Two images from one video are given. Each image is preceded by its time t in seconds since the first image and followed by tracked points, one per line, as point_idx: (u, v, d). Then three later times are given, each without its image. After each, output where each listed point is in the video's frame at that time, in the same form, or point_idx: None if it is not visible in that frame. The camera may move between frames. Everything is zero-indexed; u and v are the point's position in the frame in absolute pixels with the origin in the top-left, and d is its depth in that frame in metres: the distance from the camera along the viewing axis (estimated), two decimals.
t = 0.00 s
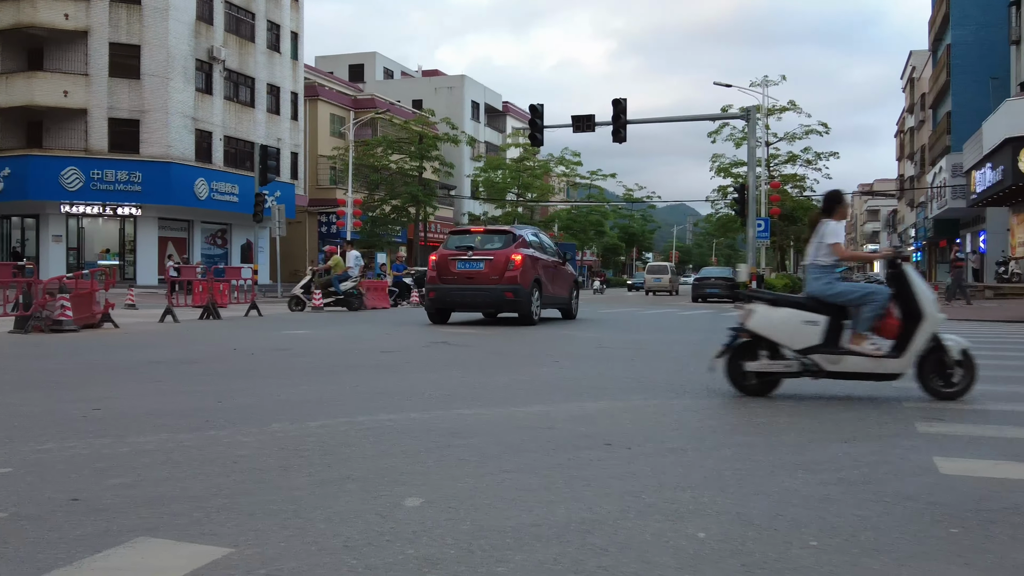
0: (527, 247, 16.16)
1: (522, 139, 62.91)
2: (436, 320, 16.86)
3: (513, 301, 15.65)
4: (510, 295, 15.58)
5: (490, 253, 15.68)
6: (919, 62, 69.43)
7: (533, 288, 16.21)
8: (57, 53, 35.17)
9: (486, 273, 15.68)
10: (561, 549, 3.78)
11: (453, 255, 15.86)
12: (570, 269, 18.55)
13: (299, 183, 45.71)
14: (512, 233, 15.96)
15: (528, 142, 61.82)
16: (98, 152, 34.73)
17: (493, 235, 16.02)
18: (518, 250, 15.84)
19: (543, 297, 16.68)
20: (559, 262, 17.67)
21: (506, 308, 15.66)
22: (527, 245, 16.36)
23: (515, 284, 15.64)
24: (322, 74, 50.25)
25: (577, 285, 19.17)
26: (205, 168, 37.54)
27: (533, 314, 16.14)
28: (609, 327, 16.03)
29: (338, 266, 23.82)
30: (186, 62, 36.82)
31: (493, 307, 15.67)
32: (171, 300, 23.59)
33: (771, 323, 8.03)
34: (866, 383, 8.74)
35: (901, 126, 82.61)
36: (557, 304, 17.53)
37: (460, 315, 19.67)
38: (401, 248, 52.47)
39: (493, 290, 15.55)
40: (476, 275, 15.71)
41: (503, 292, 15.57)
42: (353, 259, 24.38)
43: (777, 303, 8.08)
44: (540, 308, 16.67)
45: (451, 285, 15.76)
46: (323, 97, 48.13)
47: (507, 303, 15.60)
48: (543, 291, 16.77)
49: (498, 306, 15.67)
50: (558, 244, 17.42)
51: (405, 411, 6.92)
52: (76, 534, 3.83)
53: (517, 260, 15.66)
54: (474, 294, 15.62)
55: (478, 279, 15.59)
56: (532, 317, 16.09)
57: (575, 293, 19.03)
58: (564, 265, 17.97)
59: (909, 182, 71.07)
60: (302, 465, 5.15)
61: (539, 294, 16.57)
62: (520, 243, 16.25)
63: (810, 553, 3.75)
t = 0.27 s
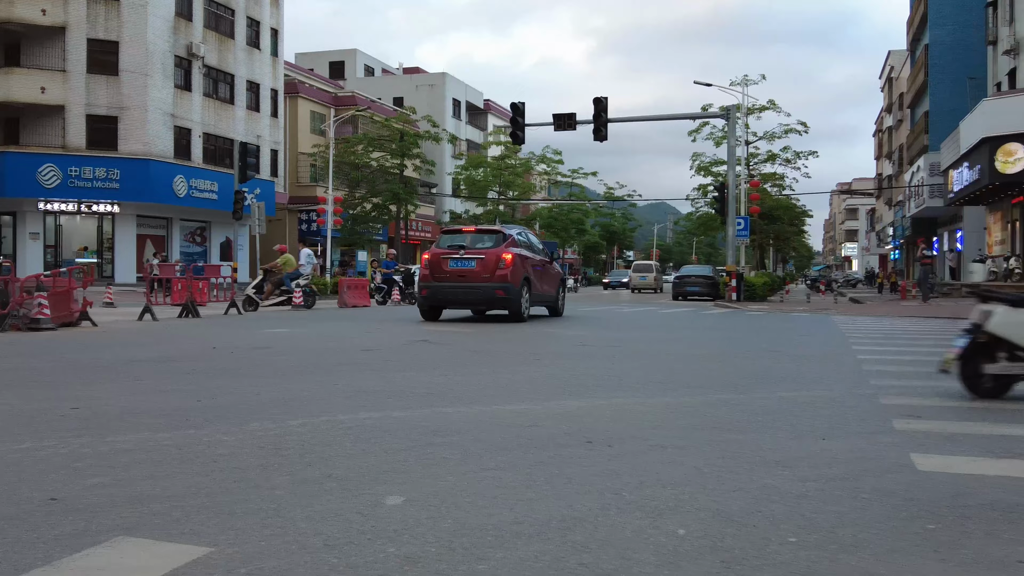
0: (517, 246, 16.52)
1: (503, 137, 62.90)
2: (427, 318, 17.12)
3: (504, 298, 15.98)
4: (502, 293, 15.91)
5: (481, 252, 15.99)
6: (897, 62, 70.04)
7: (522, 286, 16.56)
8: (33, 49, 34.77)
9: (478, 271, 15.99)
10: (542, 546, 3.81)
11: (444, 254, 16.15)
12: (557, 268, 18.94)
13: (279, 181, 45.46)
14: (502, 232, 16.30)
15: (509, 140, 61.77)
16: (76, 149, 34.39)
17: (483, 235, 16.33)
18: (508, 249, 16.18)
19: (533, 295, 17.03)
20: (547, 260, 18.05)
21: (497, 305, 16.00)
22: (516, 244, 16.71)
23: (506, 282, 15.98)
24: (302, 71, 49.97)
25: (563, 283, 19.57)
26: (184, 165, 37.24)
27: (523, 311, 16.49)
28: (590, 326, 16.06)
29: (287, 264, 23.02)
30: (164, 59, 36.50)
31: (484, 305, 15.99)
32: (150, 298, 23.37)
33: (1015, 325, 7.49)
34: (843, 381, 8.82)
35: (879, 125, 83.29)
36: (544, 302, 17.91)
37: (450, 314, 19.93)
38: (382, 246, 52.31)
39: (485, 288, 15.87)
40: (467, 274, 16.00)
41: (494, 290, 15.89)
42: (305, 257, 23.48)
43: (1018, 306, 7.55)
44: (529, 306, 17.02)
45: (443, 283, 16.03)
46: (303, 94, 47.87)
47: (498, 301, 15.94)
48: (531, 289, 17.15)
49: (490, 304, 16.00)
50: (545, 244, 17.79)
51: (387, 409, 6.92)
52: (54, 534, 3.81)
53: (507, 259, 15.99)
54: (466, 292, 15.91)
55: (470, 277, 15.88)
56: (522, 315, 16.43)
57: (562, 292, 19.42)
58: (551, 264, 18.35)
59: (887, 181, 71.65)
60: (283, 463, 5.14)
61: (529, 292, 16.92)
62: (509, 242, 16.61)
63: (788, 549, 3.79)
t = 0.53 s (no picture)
0: (508, 245, 17.16)
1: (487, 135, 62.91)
2: (421, 313, 17.74)
3: (496, 296, 16.65)
4: (493, 291, 16.57)
5: (473, 252, 16.61)
6: (879, 62, 70.55)
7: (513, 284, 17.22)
8: (13, 45, 34.41)
9: (471, 270, 16.62)
10: (527, 544, 3.82)
11: (438, 253, 16.75)
12: (545, 266, 19.61)
13: (262, 178, 45.24)
14: (493, 232, 16.93)
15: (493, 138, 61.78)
16: (57, 145, 34.08)
17: (475, 235, 16.94)
18: (499, 248, 16.81)
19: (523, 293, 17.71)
20: (536, 258, 18.70)
21: (489, 303, 16.66)
22: (507, 243, 17.35)
23: (498, 281, 16.64)
24: (285, 68, 49.75)
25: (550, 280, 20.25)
26: (166, 162, 36.97)
27: (513, 309, 17.17)
28: (573, 324, 16.09)
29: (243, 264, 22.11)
30: (146, 56, 36.24)
31: (476, 302, 16.63)
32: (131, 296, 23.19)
33: None
34: (825, 378, 8.91)
35: (861, 123, 83.91)
36: (533, 299, 18.58)
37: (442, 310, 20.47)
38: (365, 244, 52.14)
39: (477, 286, 16.51)
40: (460, 272, 16.62)
41: (486, 288, 16.55)
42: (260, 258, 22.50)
43: None
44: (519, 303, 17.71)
45: (437, 281, 16.65)
46: (286, 91, 47.66)
47: (490, 298, 16.59)
48: (521, 286, 17.78)
49: (482, 301, 16.63)
50: (534, 243, 18.45)
51: (370, 408, 6.93)
52: (35, 535, 3.78)
53: (499, 258, 16.63)
54: (458, 290, 16.53)
55: (463, 275, 16.50)
56: (513, 312, 17.12)
57: (550, 288, 20.09)
58: (540, 262, 19.01)
59: (869, 180, 72.20)
60: (265, 463, 5.14)
61: (519, 290, 17.59)
62: (500, 241, 17.22)
63: (771, 546, 3.83)
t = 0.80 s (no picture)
0: (499, 244, 17.44)
1: (472, 133, 62.87)
2: (413, 311, 17.99)
3: (488, 295, 16.93)
4: (485, 289, 16.85)
5: (466, 251, 16.87)
6: (861, 62, 71.08)
7: (504, 283, 17.51)
8: None
9: (463, 269, 16.89)
10: (512, 540, 3.85)
11: (431, 252, 17.00)
12: (535, 264, 19.91)
13: (245, 176, 45.01)
14: (485, 232, 17.20)
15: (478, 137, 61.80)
16: (38, 143, 33.79)
17: (468, 234, 17.20)
18: (491, 248, 17.09)
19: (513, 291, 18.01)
20: (526, 257, 19.02)
21: (480, 301, 16.94)
22: (499, 242, 17.63)
23: (490, 279, 16.92)
24: (269, 65, 49.53)
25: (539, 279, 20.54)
26: (148, 160, 36.71)
27: (504, 307, 17.46)
28: (557, 322, 16.13)
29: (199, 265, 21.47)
30: (129, 53, 35.96)
31: (468, 300, 16.90)
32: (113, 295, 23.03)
33: None
34: (807, 375, 8.99)
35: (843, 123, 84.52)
36: (523, 298, 18.88)
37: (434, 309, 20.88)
38: (349, 243, 51.97)
39: (469, 285, 16.77)
40: (453, 271, 16.89)
41: (478, 286, 16.82)
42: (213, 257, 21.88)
43: None
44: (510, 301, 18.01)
45: (430, 279, 16.90)
46: (270, 89, 47.45)
47: (482, 296, 16.87)
48: (512, 285, 18.06)
49: (474, 299, 16.90)
50: (524, 243, 18.75)
51: (356, 406, 6.93)
52: (19, 533, 3.77)
53: (491, 257, 16.91)
54: (451, 288, 16.80)
55: (456, 274, 16.76)
56: (504, 310, 17.41)
57: (539, 287, 20.40)
58: (529, 261, 19.31)
59: (851, 179, 72.75)
60: (251, 461, 5.13)
61: (509, 288, 17.88)
62: (492, 240, 17.49)
63: (755, 541, 3.87)
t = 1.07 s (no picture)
0: (491, 241, 17.64)
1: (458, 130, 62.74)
2: (406, 307, 18.17)
3: (479, 291, 17.13)
4: (477, 286, 17.04)
5: (458, 248, 17.05)
6: (845, 59, 71.43)
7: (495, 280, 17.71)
8: None
9: (455, 266, 17.07)
10: (500, 537, 3.86)
11: (424, 250, 17.18)
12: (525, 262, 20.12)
13: (230, 173, 44.76)
14: (477, 229, 17.39)
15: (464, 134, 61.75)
16: (20, 139, 33.54)
17: (460, 232, 17.39)
18: (483, 245, 17.28)
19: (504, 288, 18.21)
20: (516, 254, 19.23)
21: (472, 298, 17.13)
22: (490, 240, 17.82)
23: (481, 276, 17.10)
24: (254, 61, 49.29)
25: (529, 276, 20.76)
26: (132, 157, 36.46)
27: (496, 303, 17.66)
28: (542, 319, 16.15)
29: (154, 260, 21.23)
30: (112, 49, 35.66)
31: (461, 296, 17.09)
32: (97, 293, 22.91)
33: None
34: (793, 372, 9.04)
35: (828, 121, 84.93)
36: (513, 294, 19.09)
37: (424, 305, 21.08)
38: (334, 240, 51.76)
39: (461, 281, 16.96)
40: (445, 268, 17.08)
41: (470, 283, 17.01)
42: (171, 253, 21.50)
43: None
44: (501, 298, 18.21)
45: (423, 276, 17.09)
46: (254, 85, 47.20)
47: (474, 293, 17.04)
48: (503, 282, 18.26)
49: (466, 296, 17.10)
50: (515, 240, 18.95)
51: (342, 403, 6.92)
52: (4, 532, 3.75)
53: (482, 255, 17.11)
54: (444, 285, 16.98)
55: (448, 271, 16.95)
56: (495, 306, 17.62)
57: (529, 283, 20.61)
58: (519, 258, 19.51)
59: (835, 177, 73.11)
60: (237, 459, 5.11)
61: (501, 284, 18.08)
62: (484, 238, 17.68)
63: (741, 537, 3.90)
